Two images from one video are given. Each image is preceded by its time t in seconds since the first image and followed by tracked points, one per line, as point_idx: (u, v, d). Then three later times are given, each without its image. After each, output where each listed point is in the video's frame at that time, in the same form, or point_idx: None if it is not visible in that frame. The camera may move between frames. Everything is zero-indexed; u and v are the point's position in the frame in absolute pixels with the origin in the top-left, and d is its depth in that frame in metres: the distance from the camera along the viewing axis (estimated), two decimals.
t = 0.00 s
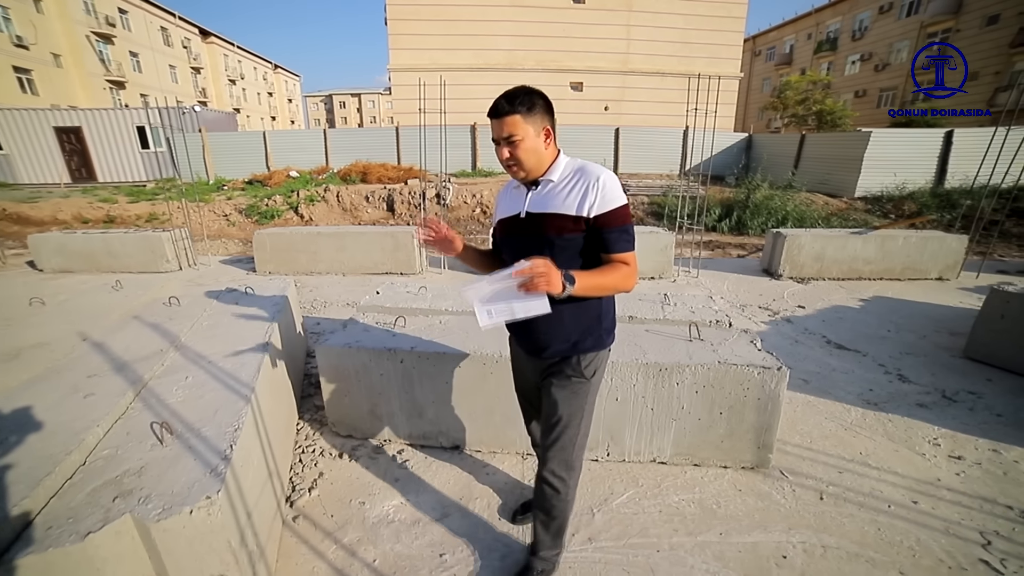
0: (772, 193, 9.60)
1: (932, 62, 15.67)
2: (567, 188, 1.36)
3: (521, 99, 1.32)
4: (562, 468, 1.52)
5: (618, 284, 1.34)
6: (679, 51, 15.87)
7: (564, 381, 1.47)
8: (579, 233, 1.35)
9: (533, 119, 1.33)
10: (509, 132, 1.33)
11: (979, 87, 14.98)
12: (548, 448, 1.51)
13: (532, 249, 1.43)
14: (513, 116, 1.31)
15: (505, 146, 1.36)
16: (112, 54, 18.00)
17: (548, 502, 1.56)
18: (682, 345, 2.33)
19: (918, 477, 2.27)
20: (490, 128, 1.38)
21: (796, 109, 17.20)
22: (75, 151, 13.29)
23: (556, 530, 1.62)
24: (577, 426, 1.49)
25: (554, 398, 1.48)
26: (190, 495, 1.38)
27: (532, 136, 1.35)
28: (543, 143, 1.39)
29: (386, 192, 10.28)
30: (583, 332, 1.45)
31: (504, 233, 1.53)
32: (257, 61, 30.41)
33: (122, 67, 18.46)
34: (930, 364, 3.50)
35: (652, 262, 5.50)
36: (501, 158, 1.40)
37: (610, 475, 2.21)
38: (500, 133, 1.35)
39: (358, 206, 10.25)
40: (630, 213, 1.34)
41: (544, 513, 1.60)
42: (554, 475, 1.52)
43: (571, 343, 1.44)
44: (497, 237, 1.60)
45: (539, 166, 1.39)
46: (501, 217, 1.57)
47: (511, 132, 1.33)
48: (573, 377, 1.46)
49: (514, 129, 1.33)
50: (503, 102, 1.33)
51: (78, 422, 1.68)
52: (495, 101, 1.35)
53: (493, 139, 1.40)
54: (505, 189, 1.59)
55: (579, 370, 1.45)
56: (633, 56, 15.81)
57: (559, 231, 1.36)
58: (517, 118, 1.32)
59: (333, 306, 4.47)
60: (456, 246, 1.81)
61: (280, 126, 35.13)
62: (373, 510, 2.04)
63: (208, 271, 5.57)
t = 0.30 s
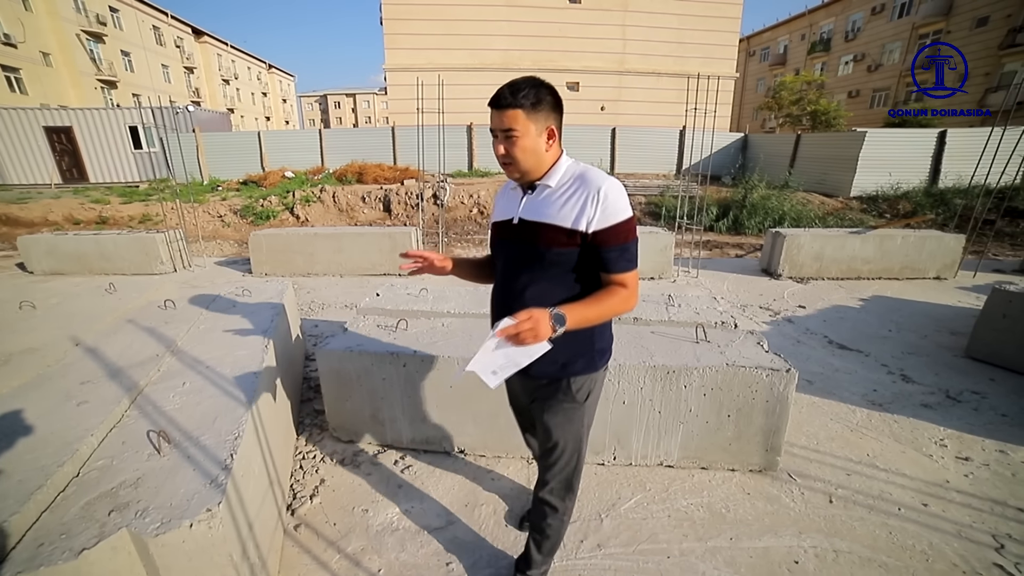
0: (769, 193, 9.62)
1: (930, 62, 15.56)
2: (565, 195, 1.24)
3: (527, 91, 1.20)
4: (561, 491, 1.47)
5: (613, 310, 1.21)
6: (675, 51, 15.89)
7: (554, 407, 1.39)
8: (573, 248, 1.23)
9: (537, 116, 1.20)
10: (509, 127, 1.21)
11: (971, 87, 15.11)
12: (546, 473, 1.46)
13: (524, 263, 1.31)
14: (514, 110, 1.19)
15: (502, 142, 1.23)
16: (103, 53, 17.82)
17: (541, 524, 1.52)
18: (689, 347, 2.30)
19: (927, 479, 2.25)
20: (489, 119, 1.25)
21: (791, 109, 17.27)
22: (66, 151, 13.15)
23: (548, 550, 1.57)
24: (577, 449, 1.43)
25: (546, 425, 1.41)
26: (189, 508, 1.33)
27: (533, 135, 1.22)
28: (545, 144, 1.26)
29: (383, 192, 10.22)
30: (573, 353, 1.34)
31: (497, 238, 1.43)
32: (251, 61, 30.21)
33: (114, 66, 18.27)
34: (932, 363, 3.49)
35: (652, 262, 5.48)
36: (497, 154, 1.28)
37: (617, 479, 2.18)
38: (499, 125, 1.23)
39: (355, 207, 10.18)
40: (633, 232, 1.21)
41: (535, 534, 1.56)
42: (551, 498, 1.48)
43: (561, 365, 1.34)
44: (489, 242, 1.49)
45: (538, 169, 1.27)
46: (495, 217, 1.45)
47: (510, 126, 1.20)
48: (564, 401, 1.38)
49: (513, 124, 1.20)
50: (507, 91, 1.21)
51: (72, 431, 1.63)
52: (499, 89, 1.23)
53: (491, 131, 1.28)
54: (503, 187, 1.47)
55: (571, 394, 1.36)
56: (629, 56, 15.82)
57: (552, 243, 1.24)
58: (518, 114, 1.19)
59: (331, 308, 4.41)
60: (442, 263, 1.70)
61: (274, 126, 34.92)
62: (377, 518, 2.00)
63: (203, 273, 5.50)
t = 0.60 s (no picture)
0: (769, 193, 9.62)
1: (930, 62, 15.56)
2: (556, 205, 1.11)
3: (525, 84, 1.08)
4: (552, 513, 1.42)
5: (595, 339, 1.08)
6: (675, 51, 15.88)
7: (535, 433, 1.31)
8: (558, 268, 1.11)
9: (533, 114, 1.07)
10: (500, 122, 1.08)
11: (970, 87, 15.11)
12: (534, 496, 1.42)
13: (505, 277, 1.21)
14: (507, 105, 1.06)
15: (491, 137, 1.11)
16: (102, 54, 17.82)
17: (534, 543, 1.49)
18: (690, 350, 2.30)
19: (927, 482, 2.25)
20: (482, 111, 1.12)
21: (790, 109, 17.27)
22: (66, 152, 13.14)
23: (545, 562, 1.53)
24: (565, 470, 1.36)
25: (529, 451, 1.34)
26: (191, 514, 1.33)
27: (526, 134, 1.09)
28: (541, 146, 1.13)
29: (383, 193, 10.23)
30: (552, 375, 1.25)
31: (481, 245, 1.32)
32: (250, 61, 30.19)
33: (113, 67, 18.27)
34: (933, 365, 3.49)
35: (652, 263, 5.48)
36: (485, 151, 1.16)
37: (618, 483, 2.18)
38: (491, 118, 1.10)
39: (354, 207, 10.18)
40: (629, 256, 1.07)
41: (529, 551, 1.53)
42: (541, 520, 1.43)
43: (539, 386, 1.26)
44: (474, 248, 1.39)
45: (528, 173, 1.14)
46: (482, 221, 1.34)
47: (501, 121, 1.07)
48: (546, 426, 1.29)
49: (504, 120, 1.08)
50: (503, 82, 1.08)
51: (73, 437, 1.63)
52: (495, 79, 1.10)
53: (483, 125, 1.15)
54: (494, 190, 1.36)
55: (552, 419, 1.27)
56: (629, 56, 15.81)
57: (536, 260, 1.12)
58: (510, 108, 1.07)
59: (332, 310, 4.41)
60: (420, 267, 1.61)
61: (274, 126, 34.91)
62: (378, 521, 2.00)
63: (203, 275, 5.50)
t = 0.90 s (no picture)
0: (768, 193, 9.61)
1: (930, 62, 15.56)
2: (538, 220, 1.08)
3: (502, 81, 1.02)
4: (539, 522, 1.40)
5: (578, 367, 1.06)
6: (674, 51, 15.88)
7: (517, 447, 1.29)
8: (539, 290, 1.10)
9: (511, 119, 1.02)
10: (474, 127, 1.02)
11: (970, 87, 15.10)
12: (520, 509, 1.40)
13: (484, 296, 1.20)
14: (481, 107, 1.00)
15: (464, 143, 1.06)
16: (102, 54, 17.82)
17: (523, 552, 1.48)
18: (685, 351, 2.30)
19: (924, 483, 2.25)
20: (454, 111, 1.07)
21: (790, 109, 17.26)
22: (66, 152, 13.15)
23: (537, 567, 1.51)
24: (551, 480, 1.35)
25: (512, 465, 1.33)
26: (182, 516, 1.33)
27: (503, 140, 1.04)
28: (520, 151, 1.08)
29: (382, 193, 10.22)
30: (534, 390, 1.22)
31: (460, 256, 1.30)
32: (250, 62, 30.19)
33: (113, 67, 18.27)
34: (930, 365, 3.48)
35: (650, 264, 5.48)
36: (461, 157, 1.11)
37: (613, 484, 2.18)
38: (465, 119, 1.05)
39: (354, 208, 10.18)
40: (613, 277, 1.04)
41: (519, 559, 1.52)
42: (529, 530, 1.42)
43: (520, 404, 1.23)
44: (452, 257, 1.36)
45: (506, 182, 1.10)
46: (460, 227, 1.31)
47: (476, 124, 1.02)
48: (529, 440, 1.27)
49: (479, 124, 1.02)
50: (478, 80, 1.02)
51: (66, 438, 1.63)
52: (468, 77, 1.04)
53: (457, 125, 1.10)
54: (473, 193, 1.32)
55: (534, 433, 1.25)
56: (628, 56, 15.81)
57: (518, 283, 1.12)
58: (485, 112, 1.01)
59: (329, 311, 4.41)
60: (395, 277, 1.56)
61: (274, 126, 34.93)
62: (372, 523, 2.00)
63: (201, 275, 5.50)
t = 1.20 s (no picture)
0: (770, 192, 9.55)
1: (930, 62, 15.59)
2: (526, 209, 1.05)
3: (484, 65, 0.99)
4: (531, 517, 1.38)
5: (574, 354, 1.05)
6: (676, 50, 15.84)
7: (506, 443, 1.27)
8: (531, 280, 1.08)
9: (493, 103, 1.00)
10: (455, 111, 1.00)
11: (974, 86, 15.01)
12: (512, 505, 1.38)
13: (469, 291, 1.16)
14: (463, 92, 0.98)
15: (445, 128, 1.03)
16: (105, 54, 17.87)
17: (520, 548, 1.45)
18: (685, 349, 2.27)
19: (928, 483, 2.21)
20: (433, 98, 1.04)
21: (792, 108, 17.19)
22: (68, 151, 13.18)
23: (532, 566, 1.48)
24: (542, 477, 1.33)
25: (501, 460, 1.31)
26: (171, 513, 1.31)
27: (486, 126, 1.02)
28: (502, 138, 1.06)
29: (383, 192, 10.20)
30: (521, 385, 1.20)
31: (439, 251, 1.26)
32: (252, 61, 30.22)
33: (116, 67, 18.32)
34: (934, 364, 3.45)
35: (651, 262, 5.44)
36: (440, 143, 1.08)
37: (612, 483, 2.15)
38: (444, 104, 1.01)
39: (354, 207, 10.16)
40: (605, 263, 1.03)
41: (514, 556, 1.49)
42: (522, 526, 1.40)
43: (506, 399, 1.20)
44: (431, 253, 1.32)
45: (490, 170, 1.07)
46: (438, 220, 1.27)
47: (457, 109, 0.99)
48: (517, 436, 1.25)
49: (461, 108, 0.99)
50: (458, 64, 1.00)
51: (58, 433, 1.62)
52: (447, 60, 1.01)
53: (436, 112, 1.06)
54: (450, 184, 1.28)
55: (523, 429, 1.23)
56: (630, 55, 15.77)
57: (507, 274, 1.09)
58: (467, 96, 0.99)
59: (328, 308, 4.39)
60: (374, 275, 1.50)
61: (276, 126, 35.00)
62: (367, 521, 1.97)
63: (201, 273, 5.48)
